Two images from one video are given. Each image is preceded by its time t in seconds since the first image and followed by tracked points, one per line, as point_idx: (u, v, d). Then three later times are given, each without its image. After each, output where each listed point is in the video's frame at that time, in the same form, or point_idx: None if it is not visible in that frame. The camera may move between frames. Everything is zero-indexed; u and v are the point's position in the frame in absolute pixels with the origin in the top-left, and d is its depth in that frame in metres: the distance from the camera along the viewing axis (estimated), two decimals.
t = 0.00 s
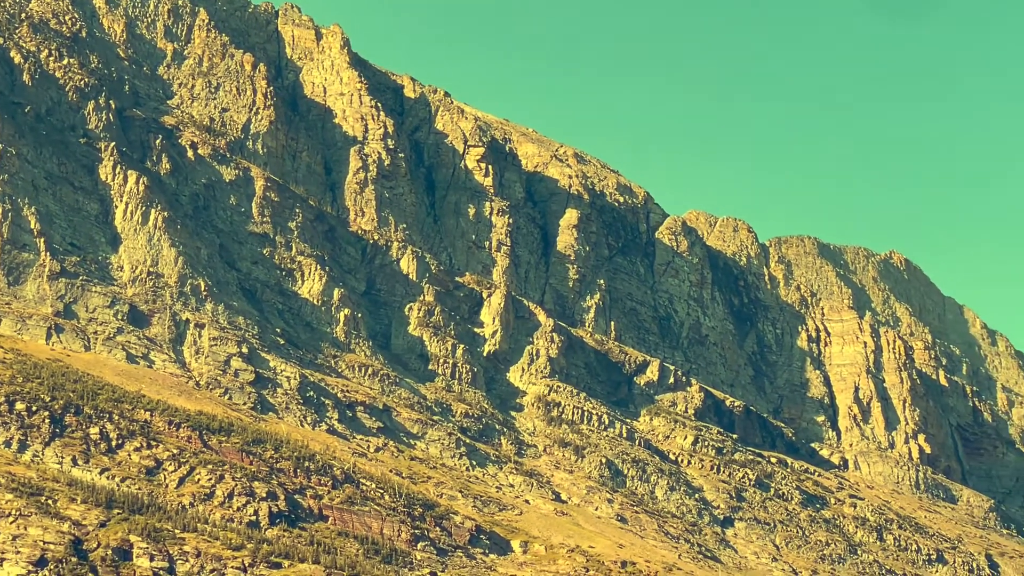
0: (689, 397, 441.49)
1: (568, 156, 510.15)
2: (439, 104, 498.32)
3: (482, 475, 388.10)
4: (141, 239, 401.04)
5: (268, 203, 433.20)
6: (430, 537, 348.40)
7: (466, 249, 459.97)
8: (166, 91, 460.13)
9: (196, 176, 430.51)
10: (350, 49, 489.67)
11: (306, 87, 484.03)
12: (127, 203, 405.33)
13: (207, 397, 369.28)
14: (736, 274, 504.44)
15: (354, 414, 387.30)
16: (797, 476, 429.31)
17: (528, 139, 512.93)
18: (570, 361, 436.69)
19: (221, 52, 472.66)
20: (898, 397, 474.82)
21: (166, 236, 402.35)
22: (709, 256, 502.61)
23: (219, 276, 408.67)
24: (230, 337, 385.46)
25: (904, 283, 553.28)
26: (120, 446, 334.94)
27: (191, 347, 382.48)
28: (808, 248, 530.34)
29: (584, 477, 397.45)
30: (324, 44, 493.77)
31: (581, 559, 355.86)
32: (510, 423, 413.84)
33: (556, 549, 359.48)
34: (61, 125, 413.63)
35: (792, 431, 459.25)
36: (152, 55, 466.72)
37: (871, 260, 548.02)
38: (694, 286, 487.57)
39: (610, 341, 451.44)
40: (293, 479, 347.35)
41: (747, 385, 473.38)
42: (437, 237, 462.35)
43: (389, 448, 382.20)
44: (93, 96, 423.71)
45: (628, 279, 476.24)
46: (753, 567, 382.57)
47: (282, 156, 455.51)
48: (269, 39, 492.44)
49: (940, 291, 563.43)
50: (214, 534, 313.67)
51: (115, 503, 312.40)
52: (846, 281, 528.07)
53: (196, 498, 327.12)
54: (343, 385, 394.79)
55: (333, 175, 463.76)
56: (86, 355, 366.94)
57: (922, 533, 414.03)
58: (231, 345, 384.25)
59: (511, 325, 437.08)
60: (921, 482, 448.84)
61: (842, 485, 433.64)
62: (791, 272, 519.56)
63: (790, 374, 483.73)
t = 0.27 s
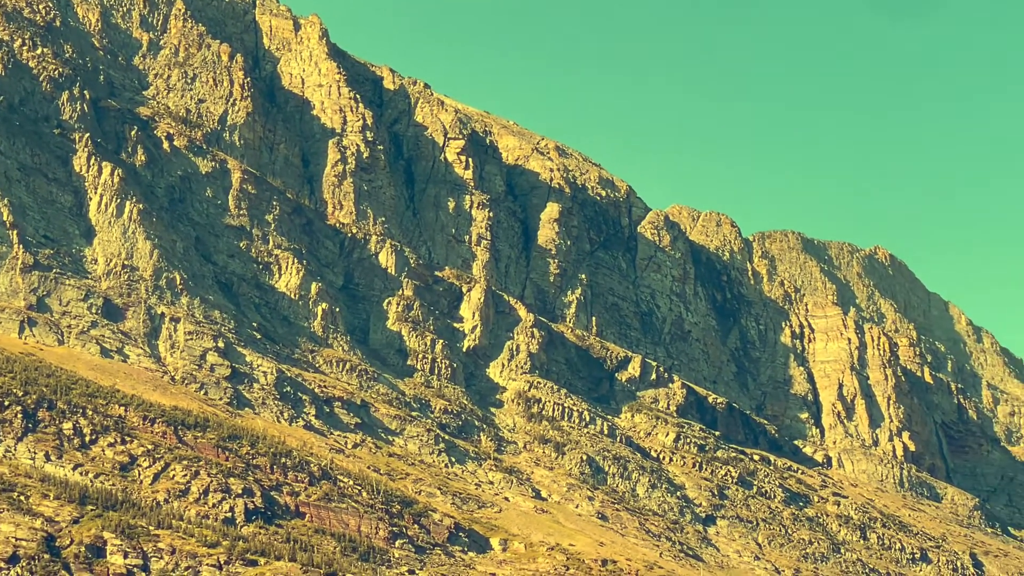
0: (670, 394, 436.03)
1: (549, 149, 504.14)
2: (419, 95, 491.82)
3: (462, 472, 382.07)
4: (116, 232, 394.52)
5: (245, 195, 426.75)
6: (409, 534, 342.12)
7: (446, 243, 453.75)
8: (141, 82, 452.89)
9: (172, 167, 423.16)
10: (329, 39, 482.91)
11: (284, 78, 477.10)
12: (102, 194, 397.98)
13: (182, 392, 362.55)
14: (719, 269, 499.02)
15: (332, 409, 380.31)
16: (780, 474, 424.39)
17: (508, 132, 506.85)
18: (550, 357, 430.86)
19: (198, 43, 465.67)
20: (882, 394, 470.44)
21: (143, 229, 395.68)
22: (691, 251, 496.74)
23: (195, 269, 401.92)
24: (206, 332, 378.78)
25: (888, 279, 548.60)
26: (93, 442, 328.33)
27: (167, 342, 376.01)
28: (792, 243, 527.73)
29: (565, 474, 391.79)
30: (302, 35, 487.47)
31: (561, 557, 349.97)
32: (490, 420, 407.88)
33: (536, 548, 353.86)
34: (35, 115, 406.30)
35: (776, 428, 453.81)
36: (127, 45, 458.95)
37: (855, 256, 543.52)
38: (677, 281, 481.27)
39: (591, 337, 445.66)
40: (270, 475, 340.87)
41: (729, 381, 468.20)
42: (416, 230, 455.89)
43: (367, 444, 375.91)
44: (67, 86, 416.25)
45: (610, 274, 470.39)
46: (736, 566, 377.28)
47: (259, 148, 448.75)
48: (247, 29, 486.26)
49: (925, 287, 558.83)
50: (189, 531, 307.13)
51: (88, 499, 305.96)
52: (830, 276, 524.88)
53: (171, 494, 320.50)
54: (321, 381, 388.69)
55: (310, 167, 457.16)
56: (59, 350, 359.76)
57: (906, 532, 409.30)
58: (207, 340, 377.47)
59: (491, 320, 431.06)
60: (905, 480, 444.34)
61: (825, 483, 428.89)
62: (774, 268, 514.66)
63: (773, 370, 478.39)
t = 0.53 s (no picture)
0: (648, 388, 432.08)
1: (527, 141, 499.44)
2: (396, 85, 486.55)
3: (437, 466, 377.52)
4: (88, 222, 388.62)
5: (219, 185, 421.49)
6: (383, 529, 337.48)
7: (422, 234, 448.97)
8: (115, 70, 446.75)
9: (146, 157, 417.18)
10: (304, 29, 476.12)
11: (260, 67, 471.67)
12: (73, 184, 392.74)
13: (154, 384, 357.25)
14: (698, 263, 494.97)
15: (306, 402, 375.57)
16: (758, 470, 421.10)
17: (486, 123, 501.95)
18: (527, 351, 426.46)
19: (173, 31, 459.70)
20: (861, 389, 467.33)
21: (115, 219, 389.38)
22: (670, 244, 492.80)
23: (168, 260, 396.28)
24: (179, 323, 373.18)
25: (869, 273, 545.68)
26: (64, 435, 323.09)
27: (140, 334, 370.17)
28: (771, 236, 523.32)
29: (541, 469, 387.74)
30: (278, 24, 481.25)
31: (536, 553, 346.24)
32: (466, 414, 403.31)
33: (512, 543, 350.27)
34: (6, 103, 400.39)
35: (754, 423, 450.05)
36: (100, 33, 453.02)
37: (835, 249, 540.30)
38: (655, 275, 477.21)
39: (568, 330, 441.43)
40: (243, 469, 335.91)
41: (707, 376, 463.98)
42: (392, 222, 450.71)
43: (342, 438, 371.20)
44: (39, 74, 410.58)
45: (587, 267, 465.26)
46: (713, 562, 373.47)
47: (233, 138, 443.47)
48: (222, 17, 479.31)
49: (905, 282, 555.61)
50: (161, 525, 302.32)
51: (59, 492, 301.03)
52: (810, 270, 521.99)
53: (142, 488, 315.29)
54: (295, 373, 383.89)
55: (285, 158, 452.21)
56: (29, 342, 354.94)
57: (884, 529, 406.16)
58: (180, 331, 372.06)
59: (468, 313, 426.19)
60: (884, 476, 441.55)
61: (804, 480, 425.83)
62: (753, 262, 511.23)
63: (752, 365, 474.64)
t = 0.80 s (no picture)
0: (627, 381, 429.52)
1: (507, 132, 496.23)
2: (375, 76, 483.09)
3: (414, 459, 374.61)
4: (64, 212, 384.55)
5: (196, 175, 417.41)
6: (360, 522, 334.45)
7: (400, 226, 445.68)
8: (91, 59, 442.81)
9: (122, 146, 412.82)
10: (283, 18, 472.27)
11: (237, 57, 467.01)
12: (49, 172, 389.13)
13: (129, 375, 353.78)
14: (678, 255, 492.35)
15: (282, 394, 372.09)
16: (737, 464, 419.10)
17: (465, 114, 498.67)
18: (506, 343, 423.53)
19: (150, 19, 456.23)
20: (841, 383, 465.68)
21: (91, 209, 385.39)
22: (650, 237, 490.24)
23: (144, 250, 392.10)
24: (155, 314, 369.35)
25: (849, 267, 543.98)
26: (38, 426, 319.25)
27: (115, 325, 366.42)
28: (752, 230, 521.65)
29: (519, 462, 385.12)
30: (256, 13, 476.36)
31: (514, 547, 343.95)
32: (444, 406, 400.22)
33: (489, 537, 347.53)
34: None
35: (734, 417, 447.75)
36: (76, 21, 448.72)
37: (816, 243, 538.06)
38: (635, 268, 474.70)
39: (547, 323, 438.75)
40: (219, 461, 332.42)
41: (687, 370, 461.26)
42: (371, 213, 447.23)
43: (318, 430, 368.05)
44: (15, 62, 405.90)
45: (567, 260, 463.00)
46: (691, 556, 371.13)
47: (210, 127, 439.54)
48: (199, 6, 475.66)
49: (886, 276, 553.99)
50: (136, 517, 298.81)
51: (33, 484, 297.33)
52: (790, 263, 519.46)
53: (117, 479, 311.72)
54: (272, 365, 380.55)
55: (263, 148, 448.05)
56: (4, 332, 350.29)
57: (864, 524, 404.43)
58: (156, 322, 368.31)
59: (446, 305, 423.52)
60: (863, 471, 439.85)
61: (783, 474, 423.76)
62: (733, 255, 509.14)
63: (732, 359, 472.30)
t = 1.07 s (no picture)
0: (605, 373, 429.06)
1: (485, 122, 495.39)
2: (353, 65, 481.51)
3: (391, 450, 373.71)
4: (41, 200, 384.09)
5: (173, 164, 415.74)
6: (336, 513, 333.67)
7: (378, 216, 444.44)
8: (68, 47, 443.48)
9: (98, 134, 410.85)
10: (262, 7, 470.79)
11: (215, 45, 465.32)
12: (25, 161, 388.62)
13: (104, 364, 351.68)
14: (656, 247, 492.00)
15: (259, 383, 371.32)
16: (714, 456, 419.14)
17: (444, 104, 497.63)
18: (483, 334, 422.76)
19: (127, 7, 454.50)
20: (818, 376, 466.31)
21: (68, 197, 384.31)
22: (628, 228, 489.54)
23: (121, 239, 390.24)
24: (131, 303, 367.57)
25: (827, 259, 544.99)
26: (14, 415, 317.89)
27: (91, 314, 364.83)
28: (730, 222, 522.36)
29: (496, 453, 384.59)
30: (234, 1, 474.87)
31: (491, 538, 344.08)
32: (421, 397, 399.39)
33: (466, 528, 347.10)
34: None
35: (711, 409, 447.66)
36: (54, 9, 449.87)
37: (794, 235, 539.16)
38: (613, 259, 473.95)
39: (525, 314, 438.00)
40: (195, 451, 331.18)
41: (664, 361, 461.08)
42: (348, 203, 445.98)
43: (295, 420, 366.79)
44: None
45: (545, 251, 462.18)
46: (668, 548, 371.02)
47: (188, 116, 437.17)
48: None
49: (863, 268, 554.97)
50: (111, 506, 297.71)
51: (8, 473, 296.13)
52: (768, 256, 519.98)
53: (93, 469, 310.18)
54: (248, 355, 379.26)
55: (241, 137, 446.18)
56: None
57: (840, 517, 404.70)
58: (133, 311, 366.53)
59: (423, 296, 422.67)
60: (840, 464, 440.18)
61: (760, 466, 423.88)
62: (711, 247, 508.89)
63: (709, 351, 472.10)
